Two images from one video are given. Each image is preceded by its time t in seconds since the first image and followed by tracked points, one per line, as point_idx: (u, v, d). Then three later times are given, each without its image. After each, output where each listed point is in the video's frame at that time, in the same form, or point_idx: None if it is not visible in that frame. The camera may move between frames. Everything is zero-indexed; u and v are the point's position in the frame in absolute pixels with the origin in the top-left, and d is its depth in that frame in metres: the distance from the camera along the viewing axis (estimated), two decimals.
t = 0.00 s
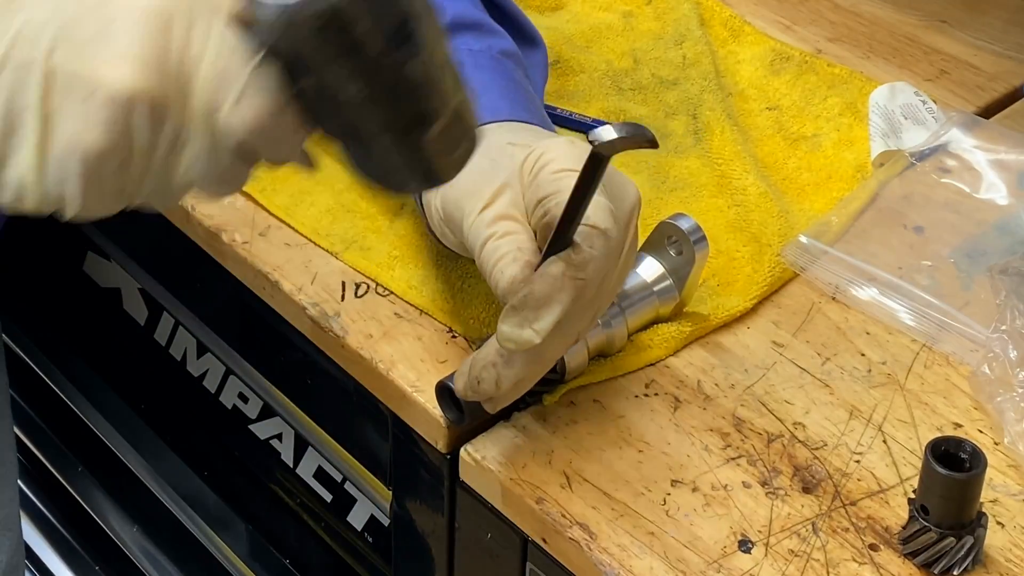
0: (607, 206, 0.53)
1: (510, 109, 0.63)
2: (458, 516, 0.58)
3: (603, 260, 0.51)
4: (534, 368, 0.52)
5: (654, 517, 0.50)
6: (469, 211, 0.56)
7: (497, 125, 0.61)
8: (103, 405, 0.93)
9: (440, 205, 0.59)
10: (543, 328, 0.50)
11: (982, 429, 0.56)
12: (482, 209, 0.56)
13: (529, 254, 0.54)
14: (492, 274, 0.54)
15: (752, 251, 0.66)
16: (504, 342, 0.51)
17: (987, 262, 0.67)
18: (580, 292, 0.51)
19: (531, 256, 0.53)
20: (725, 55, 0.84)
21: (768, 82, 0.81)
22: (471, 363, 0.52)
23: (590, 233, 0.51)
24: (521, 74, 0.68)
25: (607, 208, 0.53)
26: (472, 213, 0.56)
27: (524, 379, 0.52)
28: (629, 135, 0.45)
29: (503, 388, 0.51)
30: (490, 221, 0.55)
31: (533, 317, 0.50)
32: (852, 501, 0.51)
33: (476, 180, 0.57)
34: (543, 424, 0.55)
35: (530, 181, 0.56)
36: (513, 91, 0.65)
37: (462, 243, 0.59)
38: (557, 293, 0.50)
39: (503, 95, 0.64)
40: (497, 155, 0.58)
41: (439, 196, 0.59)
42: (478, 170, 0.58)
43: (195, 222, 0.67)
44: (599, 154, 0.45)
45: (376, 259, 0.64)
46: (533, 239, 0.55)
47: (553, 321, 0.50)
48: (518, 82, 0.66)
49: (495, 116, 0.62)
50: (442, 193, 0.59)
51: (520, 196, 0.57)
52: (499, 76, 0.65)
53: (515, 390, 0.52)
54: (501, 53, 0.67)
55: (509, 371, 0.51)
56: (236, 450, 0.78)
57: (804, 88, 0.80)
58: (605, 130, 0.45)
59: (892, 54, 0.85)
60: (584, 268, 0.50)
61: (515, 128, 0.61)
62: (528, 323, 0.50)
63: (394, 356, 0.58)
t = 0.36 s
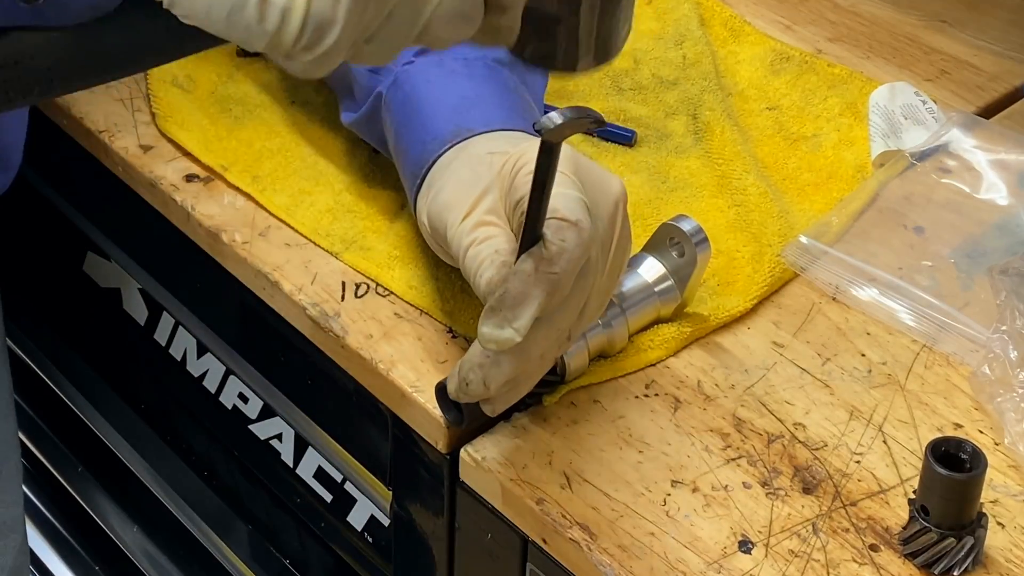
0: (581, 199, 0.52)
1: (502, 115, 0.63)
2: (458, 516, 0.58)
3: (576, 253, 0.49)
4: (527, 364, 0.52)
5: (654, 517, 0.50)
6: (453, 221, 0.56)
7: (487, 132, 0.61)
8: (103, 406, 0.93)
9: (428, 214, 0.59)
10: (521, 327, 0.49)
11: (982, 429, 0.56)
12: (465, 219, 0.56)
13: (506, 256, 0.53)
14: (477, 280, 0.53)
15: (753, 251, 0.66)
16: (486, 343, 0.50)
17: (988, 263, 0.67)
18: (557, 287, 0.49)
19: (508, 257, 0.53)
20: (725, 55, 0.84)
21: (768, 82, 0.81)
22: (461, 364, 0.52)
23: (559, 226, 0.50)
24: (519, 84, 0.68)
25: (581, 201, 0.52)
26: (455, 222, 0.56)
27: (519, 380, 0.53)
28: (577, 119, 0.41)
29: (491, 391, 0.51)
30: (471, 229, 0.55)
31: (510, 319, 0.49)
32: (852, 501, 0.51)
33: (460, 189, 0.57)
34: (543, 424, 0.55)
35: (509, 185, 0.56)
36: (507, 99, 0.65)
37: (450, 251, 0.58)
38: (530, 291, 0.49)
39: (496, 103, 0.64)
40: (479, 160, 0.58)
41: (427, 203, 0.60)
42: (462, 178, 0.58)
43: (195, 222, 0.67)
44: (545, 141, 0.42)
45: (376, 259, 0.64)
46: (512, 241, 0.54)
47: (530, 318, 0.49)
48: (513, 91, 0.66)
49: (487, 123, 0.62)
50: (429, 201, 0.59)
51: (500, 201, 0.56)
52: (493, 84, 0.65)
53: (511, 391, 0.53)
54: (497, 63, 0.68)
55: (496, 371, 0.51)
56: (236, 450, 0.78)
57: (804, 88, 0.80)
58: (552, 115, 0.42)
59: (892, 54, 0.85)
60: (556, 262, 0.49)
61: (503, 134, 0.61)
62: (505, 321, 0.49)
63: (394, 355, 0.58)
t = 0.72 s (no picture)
0: (573, 218, 0.52)
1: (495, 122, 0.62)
2: (458, 519, 0.58)
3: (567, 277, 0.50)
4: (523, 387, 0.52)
5: (654, 522, 0.50)
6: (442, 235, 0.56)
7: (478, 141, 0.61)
8: (103, 404, 0.93)
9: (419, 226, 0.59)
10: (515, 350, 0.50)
11: (982, 431, 0.56)
12: (452, 235, 0.55)
13: (497, 278, 0.52)
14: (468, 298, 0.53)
15: (753, 251, 0.66)
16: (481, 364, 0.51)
17: (988, 262, 0.67)
18: (548, 310, 0.50)
19: (499, 277, 0.52)
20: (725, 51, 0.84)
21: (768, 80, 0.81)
22: (456, 383, 0.52)
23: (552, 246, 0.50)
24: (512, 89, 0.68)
25: (572, 220, 0.52)
26: (444, 237, 0.55)
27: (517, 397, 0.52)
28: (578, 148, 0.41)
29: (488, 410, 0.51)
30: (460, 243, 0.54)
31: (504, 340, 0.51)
32: (853, 505, 0.51)
33: (450, 202, 0.57)
34: (543, 428, 0.55)
35: (497, 198, 0.56)
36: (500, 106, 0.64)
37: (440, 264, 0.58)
38: (525, 315, 0.50)
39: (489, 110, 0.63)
40: (469, 172, 0.58)
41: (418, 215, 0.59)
42: (453, 191, 0.57)
43: (194, 223, 0.66)
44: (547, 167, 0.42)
45: (375, 261, 0.64)
46: (504, 255, 0.53)
47: (525, 340, 0.50)
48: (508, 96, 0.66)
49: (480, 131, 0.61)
50: (420, 214, 0.59)
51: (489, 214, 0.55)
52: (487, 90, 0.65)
53: (505, 407, 0.52)
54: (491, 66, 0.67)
55: (491, 390, 0.51)
56: (236, 450, 0.78)
57: (804, 86, 0.80)
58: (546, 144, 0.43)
59: (892, 51, 0.85)
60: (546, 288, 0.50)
61: (493, 142, 0.61)
62: (501, 346, 0.50)
63: (394, 358, 0.58)
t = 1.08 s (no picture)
0: (585, 201, 0.52)
1: (503, 115, 0.62)
2: (458, 514, 0.58)
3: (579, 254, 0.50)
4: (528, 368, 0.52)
5: (654, 515, 0.50)
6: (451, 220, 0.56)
7: (487, 132, 0.61)
8: (103, 403, 0.93)
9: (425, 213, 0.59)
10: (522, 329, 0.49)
11: (983, 427, 0.56)
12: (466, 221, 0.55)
13: (505, 257, 0.52)
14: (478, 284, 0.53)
15: (754, 249, 0.66)
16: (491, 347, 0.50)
17: (988, 260, 0.67)
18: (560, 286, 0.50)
19: (508, 261, 0.52)
20: (726, 52, 0.84)
21: (769, 79, 0.81)
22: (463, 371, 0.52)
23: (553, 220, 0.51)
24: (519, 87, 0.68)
25: (585, 203, 0.52)
26: (454, 219, 0.56)
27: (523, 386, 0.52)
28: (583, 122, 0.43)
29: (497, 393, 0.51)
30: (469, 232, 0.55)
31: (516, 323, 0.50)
32: (853, 499, 0.51)
33: (457, 191, 0.57)
34: (542, 423, 0.55)
35: (507, 188, 0.55)
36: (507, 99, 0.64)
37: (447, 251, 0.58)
38: (536, 293, 0.49)
39: (495, 104, 0.63)
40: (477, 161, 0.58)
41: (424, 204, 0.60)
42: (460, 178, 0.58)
43: (194, 219, 0.66)
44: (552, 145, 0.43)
45: (376, 256, 0.64)
46: (511, 243, 0.54)
47: (534, 320, 0.49)
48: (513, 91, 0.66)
49: (487, 124, 0.61)
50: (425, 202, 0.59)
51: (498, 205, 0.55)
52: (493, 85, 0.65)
53: (516, 396, 0.53)
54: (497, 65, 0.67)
55: (500, 373, 0.51)
56: (236, 448, 0.78)
57: (805, 85, 0.80)
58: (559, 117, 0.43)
59: (892, 51, 0.85)
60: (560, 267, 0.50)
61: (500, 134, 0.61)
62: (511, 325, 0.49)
63: (394, 353, 0.58)
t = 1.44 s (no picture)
0: (590, 200, 0.52)
1: (509, 116, 0.62)
2: (458, 514, 0.58)
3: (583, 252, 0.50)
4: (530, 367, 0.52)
5: (655, 515, 0.50)
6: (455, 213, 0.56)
7: (494, 131, 0.61)
8: (103, 403, 0.93)
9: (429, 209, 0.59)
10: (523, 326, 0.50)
11: (982, 427, 0.56)
12: (470, 216, 0.55)
13: (508, 254, 0.52)
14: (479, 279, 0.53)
15: (754, 249, 0.66)
16: (492, 340, 0.51)
17: (988, 260, 0.67)
18: (564, 283, 0.50)
19: (511, 257, 0.52)
20: (727, 53, 0.84)
21: (769, 81, 0.81)
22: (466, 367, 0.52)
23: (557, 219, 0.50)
24: (524, 89, 0.68)
25: (590, 202, 0.52)
26: (456, 215, 0.56)
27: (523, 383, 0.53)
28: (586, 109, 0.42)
29: (496, 390, 0.51)
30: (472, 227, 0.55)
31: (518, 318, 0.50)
32: (852, 499, 0.51)
33: (460, 188, 0.57)
34: (543, 422, 0.55)
35: (510, 184, 0.56)
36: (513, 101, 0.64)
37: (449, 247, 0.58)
38: (539, 290, 0.50)
39: (501, 105, 0.63)
40: (482, 157, 0.58)
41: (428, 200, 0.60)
42: (464, 173, 0.58)
43: (194, 220, 0.67)
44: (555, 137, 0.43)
45: (376, 257, 0.64)
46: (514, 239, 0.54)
47: (534, 316, 0.50)
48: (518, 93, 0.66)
49: (494, 123, 0.61)
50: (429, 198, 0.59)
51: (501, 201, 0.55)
52: (500, 85, 0.65)
53: (518, 392, 0.53)
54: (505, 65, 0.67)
55: (501, 371, 0.51)
56: (236, 449, 0.78)
57: (805, 87, 0.80)
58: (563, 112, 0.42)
59: (892, 52, 0.85)
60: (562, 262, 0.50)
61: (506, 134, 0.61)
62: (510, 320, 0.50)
63: (393, 353, 0.58)
